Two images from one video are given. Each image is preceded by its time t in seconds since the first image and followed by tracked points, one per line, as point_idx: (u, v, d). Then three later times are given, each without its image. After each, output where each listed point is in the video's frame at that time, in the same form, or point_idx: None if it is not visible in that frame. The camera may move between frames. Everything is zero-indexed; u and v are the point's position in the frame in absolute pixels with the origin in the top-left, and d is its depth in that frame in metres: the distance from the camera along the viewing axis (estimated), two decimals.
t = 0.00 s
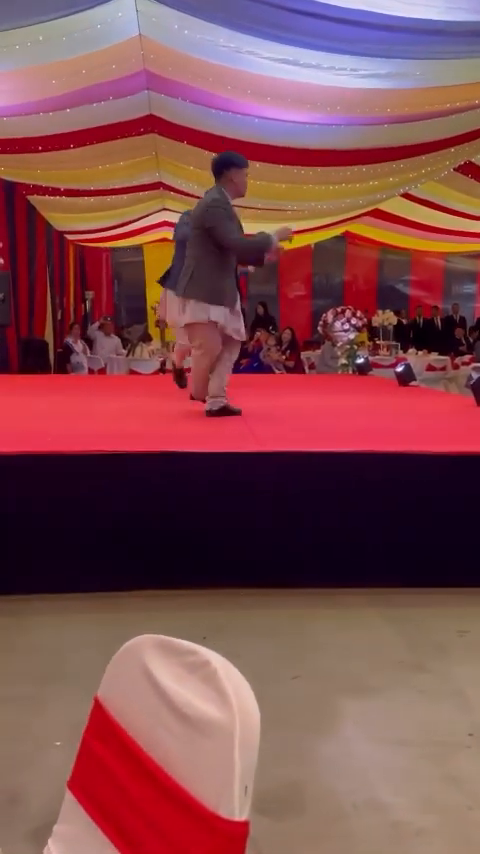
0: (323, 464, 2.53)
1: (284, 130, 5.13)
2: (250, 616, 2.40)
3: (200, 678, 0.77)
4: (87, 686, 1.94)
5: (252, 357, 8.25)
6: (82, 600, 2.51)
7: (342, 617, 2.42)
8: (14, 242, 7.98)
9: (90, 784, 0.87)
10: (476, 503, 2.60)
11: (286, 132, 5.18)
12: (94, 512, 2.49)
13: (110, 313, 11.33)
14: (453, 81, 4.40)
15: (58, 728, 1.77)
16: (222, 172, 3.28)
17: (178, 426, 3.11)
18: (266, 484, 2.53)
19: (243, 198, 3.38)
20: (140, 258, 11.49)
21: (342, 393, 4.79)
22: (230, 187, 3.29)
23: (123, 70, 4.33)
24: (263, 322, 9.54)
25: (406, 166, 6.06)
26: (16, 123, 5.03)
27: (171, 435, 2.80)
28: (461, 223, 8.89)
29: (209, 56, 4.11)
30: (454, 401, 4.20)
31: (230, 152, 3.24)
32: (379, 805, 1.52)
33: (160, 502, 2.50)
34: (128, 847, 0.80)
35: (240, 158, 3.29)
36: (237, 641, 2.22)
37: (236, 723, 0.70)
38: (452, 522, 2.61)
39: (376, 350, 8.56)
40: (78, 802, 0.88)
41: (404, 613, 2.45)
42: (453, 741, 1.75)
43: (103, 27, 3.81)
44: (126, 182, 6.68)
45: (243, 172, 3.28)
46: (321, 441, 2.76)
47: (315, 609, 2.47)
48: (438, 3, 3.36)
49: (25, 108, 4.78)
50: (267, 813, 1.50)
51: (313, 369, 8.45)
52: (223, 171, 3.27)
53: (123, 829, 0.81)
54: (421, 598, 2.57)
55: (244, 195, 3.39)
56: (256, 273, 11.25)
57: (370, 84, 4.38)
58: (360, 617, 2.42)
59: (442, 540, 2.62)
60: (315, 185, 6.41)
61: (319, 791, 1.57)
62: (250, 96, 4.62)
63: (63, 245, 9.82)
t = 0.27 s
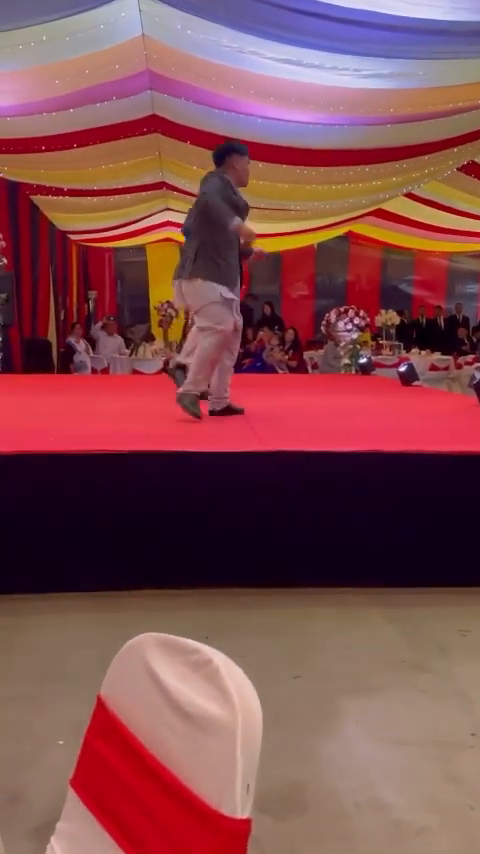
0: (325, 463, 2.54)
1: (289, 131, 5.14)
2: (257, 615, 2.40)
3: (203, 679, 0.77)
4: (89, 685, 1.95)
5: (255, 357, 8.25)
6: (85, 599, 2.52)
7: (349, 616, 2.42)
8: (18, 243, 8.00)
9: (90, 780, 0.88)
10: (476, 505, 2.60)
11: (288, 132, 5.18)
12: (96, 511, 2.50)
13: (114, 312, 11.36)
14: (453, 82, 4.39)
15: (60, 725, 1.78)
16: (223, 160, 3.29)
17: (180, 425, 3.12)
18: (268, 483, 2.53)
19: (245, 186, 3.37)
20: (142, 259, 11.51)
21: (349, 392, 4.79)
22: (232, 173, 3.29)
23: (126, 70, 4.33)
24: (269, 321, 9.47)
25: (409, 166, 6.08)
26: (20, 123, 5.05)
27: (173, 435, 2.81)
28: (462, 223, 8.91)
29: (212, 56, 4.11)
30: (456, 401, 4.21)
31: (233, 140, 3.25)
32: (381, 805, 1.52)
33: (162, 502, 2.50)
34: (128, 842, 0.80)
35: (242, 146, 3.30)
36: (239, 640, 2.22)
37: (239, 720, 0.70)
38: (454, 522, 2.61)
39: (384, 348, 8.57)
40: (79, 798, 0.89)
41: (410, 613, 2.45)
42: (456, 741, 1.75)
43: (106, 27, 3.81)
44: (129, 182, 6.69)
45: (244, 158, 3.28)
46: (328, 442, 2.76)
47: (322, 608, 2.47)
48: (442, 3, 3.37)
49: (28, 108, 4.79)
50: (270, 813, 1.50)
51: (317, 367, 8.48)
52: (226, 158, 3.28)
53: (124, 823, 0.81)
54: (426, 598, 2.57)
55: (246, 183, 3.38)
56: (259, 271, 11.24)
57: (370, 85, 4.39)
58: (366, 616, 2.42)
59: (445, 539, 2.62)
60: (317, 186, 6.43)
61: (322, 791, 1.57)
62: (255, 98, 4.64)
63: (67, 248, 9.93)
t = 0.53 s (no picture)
0: (327, 463, 2.54)
1: (291, 132, 5.14)
2: (259, 615, 2.40)
3: (204, 678, 0.78)
4: (91, 686, 1.94)
5: (257, 358, 8.26)
6: (87, 599, 2.53)
7: (351, 617, 2.42)
8: (20, 244, 8.01)
9: (90, 778, 0.88)
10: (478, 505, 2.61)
11: (290, 132, 5.18)
12: (98, 513, 2.50)
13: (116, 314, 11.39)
14: (454, 83, 4.39)
15: (63, 726, 1.78)
16: (227, 179, 3.27)
17: (182, 425, 3.13)
18: (270, 483, 2.53)
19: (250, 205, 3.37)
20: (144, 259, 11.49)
21: (350, 392, 4.79)
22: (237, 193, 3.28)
23: (129, 71, 4.33)
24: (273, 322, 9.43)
25: (411, 167, 6.08)
26: (22, 123, 5.05)
27: (175, 436, 2.82)
28: (464, 224, 8.91)
29: (214, 57, 4.11)
30: (457, 401, 4.21)
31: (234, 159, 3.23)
32: (382, 805, 1.53)
33: (164, 502, 2.50)
34: (126, 839, 0.81)
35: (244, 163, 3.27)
36: (241, 640, 2.23)
37: (239, 718, 0.71)
38: (456, 522, 2.61)
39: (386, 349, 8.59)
40: (79, 797, 0.89)
41: (413, 613, 2.45)
42: (458, 740, 1.75)
43: (108, 27, 3.81)
44: (130, 183, 6.70)
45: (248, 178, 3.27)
46: (330, 443, 2.76)
47: (325, 608, 2.47)
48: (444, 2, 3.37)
49: (31, 108, 4.79)
50: (272, 813, 1.50)
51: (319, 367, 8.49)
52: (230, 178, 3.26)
53: (122, 821, 0.82)
54: (429, 598, 2.58)
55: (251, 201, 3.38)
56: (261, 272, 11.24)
57: (372, 86, 4.39)
58: (369, 617, 2.42)
59: (446, 539, 2.62)
60: (319, 186, 6.43)
61: (323, 791, 1.57)
62: (259, 99, 4.64)
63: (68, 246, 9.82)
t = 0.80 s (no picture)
0: (328, 465, 2.54)
1: (292, 134, 5.15)
2: (261, 617, 2.40)
3: (205, 679, 0.77)
4: (91, 687, 1.94)
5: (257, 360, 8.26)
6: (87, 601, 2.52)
7: (353, 619, 2.41)
8: (21, 246, 8.01)
9: (90, 780, 0.88)
10: None
11: (291, 135, 5.19)
12: (99, 515, 2.50)
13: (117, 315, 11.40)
14: (455, 85, 4.39)
15: (64, 728, 1.77)
16: (212, 166, 3.39)
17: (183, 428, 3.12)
18: (271, 485, 2.53)
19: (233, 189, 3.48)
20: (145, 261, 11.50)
21: (352, 394, 4.79)
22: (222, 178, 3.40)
23: (130, 73, 4.33)
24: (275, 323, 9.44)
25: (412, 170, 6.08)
26: (24, 126, 5.05)
27: (176, 437, 2.81)
28: (465, 227, 8.92)
29: (216, 60, 4.12)
30: (458, 403, 4.21)
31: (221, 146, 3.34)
32: (383, 807, 1.52)
33: (165, 503, 2.50)
34: (127, 840, 0.80)
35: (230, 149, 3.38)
36: (242, 642, 2.22)
37: (240, 719, 0.70)
38: (457, 524, 2.61)
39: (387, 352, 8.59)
40: (79, 798, 0.88)
41: (415, 615, 2.45)
42: (459, 742, 1.75)
43: (110, 30, 3.82)
44: (131, 186, 6.71)
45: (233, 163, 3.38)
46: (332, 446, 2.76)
47: (327, 610, 2.47)
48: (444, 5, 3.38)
49: (33, 111, 4.80)
50: (273, 815, 1.50)
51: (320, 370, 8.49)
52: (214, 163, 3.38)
53: (122, 823, 0.81)
54: (431, 601, 2.57)
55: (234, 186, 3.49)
56: (262, 274, 11.25)
57: (374, 89, 4.39)
58: (371, 619, 2.41)
59: (447, 541, 2.62)
60: (319, 189, 6.43)
61: (324, 793, 1.57)
62: (260, 102, 4.64)
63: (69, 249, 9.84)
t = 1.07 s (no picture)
0: (328, 469, 2.54)
1: (292, 140, 5.16)
2: (260, 622, 2.40)
3: (202, 681, 0.78)
4: (90, 691, 1.95)
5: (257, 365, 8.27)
6: (86, 605, 2.53)
7: (352, 623, 2.42)
8: (21, 251, 8.02)
9: (88, 783, 0.88)
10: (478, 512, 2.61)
11: (290, 141, 5.20)
12: (98, 519, 2.50)
13: (116, 320, 11.42)
14: (454, 92, 4.41)
15: (63, 731, 1.78)
16: (217, 174, 3.40)
17: (181, 431, 3.13)
18: (270, 489, 2.53)
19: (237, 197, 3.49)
20: (144, 266, 11.52)
21: (351, 399, 4.79)
22: (225, 188, 3.41)
23: (130, 79, 4.35)
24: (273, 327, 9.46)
25: (411, 175, 6.10)
26: (24, 131, 5.07)
27: (176, 441, 2.82)
28: (464, 232, 8.94)
29: (216, 65, 4.13)
30: (457, 408, 4.21)
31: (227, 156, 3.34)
32: (381, 811, 1.52)
33: (164, 507, 2.51)
34: (125, 843, 0.81)
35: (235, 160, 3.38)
36: (241, 646, 2.23)
37: (237, 722, 0.71)
38: (456, 528, 2.61)
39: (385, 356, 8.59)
40: (77, 799, 0.89)
41: (413, 620, 2.45)
42: (459, 746, 1.75)
43: (110, 36, 3.83)
44: (130, 191, 6.72)
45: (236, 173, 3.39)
46: (331, 449, 2.77)
47: (325, 615, 2.47)
48: (443, 11, 3.40)
49: (33, 116, 4.81)
50: (271, 818, 1.50)
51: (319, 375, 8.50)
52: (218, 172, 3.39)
53: (121, 825, 0.82)
54: (429, 605, 2.58)
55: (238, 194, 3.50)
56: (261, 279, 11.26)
57: (373, 96, 4.41)
58: (370, 623, 2.41)
59: (446, 546, 2.62)
60: (318, 194, 6.44)
61: (322, 796, 1.57)
62: (260, 108, 4.66)
63: (69, 254, 9.87)
